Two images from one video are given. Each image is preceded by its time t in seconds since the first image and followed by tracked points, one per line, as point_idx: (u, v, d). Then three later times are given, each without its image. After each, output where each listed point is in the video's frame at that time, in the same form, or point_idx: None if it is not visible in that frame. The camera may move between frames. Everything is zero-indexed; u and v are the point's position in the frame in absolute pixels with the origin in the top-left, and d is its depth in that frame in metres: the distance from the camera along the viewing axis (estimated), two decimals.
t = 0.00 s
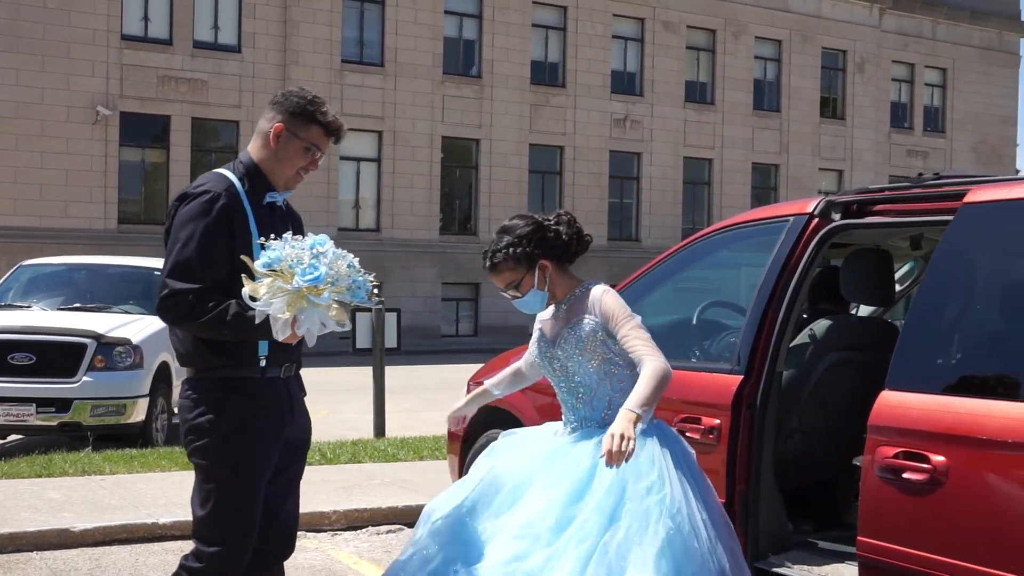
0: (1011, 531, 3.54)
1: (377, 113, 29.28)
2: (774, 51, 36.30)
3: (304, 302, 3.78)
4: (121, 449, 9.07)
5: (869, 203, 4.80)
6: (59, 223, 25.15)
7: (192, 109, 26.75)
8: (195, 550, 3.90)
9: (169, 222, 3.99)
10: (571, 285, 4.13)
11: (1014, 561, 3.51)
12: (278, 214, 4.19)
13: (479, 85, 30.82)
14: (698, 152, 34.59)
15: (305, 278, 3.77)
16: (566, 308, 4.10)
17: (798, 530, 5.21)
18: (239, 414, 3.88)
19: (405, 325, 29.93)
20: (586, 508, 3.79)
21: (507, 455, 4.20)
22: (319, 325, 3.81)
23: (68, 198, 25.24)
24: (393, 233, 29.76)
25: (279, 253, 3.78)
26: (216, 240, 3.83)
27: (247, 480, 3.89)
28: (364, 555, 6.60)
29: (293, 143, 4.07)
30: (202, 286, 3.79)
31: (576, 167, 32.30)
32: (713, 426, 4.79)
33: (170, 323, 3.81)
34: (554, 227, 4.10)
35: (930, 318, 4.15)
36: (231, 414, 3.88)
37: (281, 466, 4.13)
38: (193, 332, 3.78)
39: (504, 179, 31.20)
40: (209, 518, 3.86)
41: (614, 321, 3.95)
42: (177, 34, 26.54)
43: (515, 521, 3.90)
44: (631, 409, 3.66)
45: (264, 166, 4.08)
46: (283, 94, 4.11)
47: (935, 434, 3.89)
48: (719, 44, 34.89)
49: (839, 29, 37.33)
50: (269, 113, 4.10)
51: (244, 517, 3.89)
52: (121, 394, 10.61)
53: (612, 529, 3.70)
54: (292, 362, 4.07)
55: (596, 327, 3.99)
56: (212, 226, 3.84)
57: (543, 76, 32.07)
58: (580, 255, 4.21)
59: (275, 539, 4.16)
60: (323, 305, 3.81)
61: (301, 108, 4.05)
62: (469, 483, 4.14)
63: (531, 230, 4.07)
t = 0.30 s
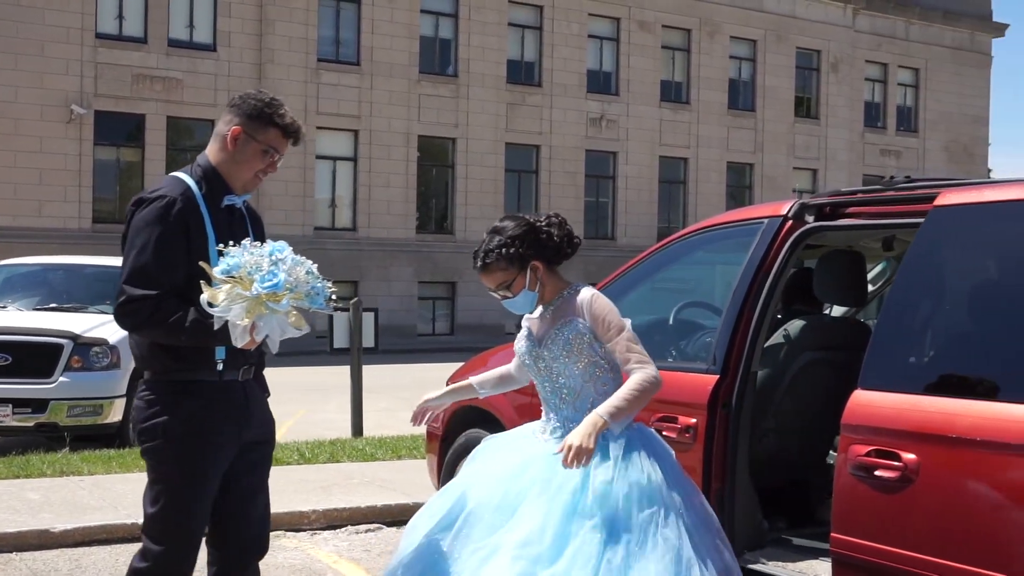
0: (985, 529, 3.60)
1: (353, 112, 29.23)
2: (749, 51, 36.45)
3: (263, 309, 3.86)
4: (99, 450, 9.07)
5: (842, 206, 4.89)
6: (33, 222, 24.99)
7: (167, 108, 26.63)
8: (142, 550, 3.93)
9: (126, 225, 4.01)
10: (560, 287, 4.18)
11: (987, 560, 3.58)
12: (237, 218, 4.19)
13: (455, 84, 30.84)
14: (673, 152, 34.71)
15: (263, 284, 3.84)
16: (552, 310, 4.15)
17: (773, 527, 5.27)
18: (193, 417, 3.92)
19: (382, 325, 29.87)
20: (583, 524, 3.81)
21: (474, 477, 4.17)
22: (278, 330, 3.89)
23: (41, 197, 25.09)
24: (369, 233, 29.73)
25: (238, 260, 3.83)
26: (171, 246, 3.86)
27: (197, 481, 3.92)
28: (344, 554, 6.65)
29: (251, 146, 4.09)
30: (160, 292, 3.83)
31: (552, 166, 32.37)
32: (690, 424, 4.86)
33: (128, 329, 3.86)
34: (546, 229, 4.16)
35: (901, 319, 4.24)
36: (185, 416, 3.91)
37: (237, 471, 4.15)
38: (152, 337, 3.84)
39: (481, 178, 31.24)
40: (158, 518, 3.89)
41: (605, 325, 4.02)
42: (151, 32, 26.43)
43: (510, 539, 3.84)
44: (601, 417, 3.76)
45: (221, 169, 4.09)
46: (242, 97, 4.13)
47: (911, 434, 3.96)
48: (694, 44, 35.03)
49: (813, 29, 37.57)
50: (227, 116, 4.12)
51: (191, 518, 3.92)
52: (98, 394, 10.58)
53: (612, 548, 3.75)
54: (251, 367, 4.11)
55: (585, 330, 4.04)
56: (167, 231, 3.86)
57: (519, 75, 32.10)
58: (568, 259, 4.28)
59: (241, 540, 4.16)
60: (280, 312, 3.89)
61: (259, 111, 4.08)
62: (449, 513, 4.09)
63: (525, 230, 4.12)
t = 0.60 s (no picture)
0: (960, 523, 3.66)
1: (328, 110, 29.16)
2: (723, 49, 36.61)
3: (223, 315, 3.90)
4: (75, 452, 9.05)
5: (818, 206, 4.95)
6: (5, 221, 24.84)
7: (141, 106, 26.50)
8: (101, 549, 3.98)
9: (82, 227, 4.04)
10: (551, 285, 4.22)
11: (964, 551, 3.64)
12: (195, 219, 4.22)
13: (430, 83, 30.84)
14: (648, 150, 34.81)
15: (225, 291, 3.88)
16: (545, 308, 4.17)
17: (750, 524, 5.33)
18: (149, 416, 3.95)
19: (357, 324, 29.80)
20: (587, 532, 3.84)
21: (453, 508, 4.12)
22: (238, 337, 3.91)
23: (14, 196, 24.93)
24: (344, 231, 29.70)
25: (200, 265, 3.87)
26: (125, 250, 3.88)
27: (154, 481, 3.96)
28: (324, 553, 6.68)
29: (207, 147, 4.10)
30: (116, 298, 3.86)
31: (527, 165, 32.41)
32: (667, 424, 4.92)
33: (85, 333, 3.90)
34: (545, 226, 4.21)
35: (877, 318, 4.31)
36: (141, 417, 3.95)
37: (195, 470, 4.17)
38: (109, 341, 3.88)
39: (456, 177, 31.27)
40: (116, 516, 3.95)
41: (603, 325, 4.08)
42: (124, 30, 26.33)
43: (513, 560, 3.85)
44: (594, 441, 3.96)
45: (178, 172, 4.12)
46: (197, 97, 4.14)
47: (884, 430, 4.03)
48: (669, 42, 35.15)
49: (786, 28, 37.77)
50: (182, 117, 4.13)
51: (143, 517, 3.96)
52: (74, 394, 10.54)
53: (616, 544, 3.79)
54: (209, 367, 4.14)
55: (581, 330, 4.08)
56: (121, 235, 3.88)
57: (494, 73, 32.12)
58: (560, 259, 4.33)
59: (205, 540, 4.18)
60: (242, 317, 3.94)
61: (214, 111, 4.08)
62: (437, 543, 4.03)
63: (524, 227, 4.15)
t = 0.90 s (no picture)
0: (925, 517, 3.77)
1: (304, 110, 29.10)
2: (697, 50, 36.79)
3: (190, 321, 3.93)
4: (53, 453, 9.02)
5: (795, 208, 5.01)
6: None
7: (116, 105, 26.39)
8: (77, 551, 4.01)
9: (47, 231, 4.04)
10: (540, 287, 4.29)
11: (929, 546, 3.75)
12: (162, 218, 4.22)
13: (406, 83, 30.84)
14: (623, 150, 34.91)
15: (193, 298, 3.91)
16: (537, 308, 4.24)
17: (729, 522, 5.38)
18: (119, 418, 3.96)
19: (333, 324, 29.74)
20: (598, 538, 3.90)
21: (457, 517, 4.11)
22: (205, 342, 3.96)
23: None
24: (320, 231, 29.65)
25: (167, 272, 3.88)
26: (90, 254, 3.88)
27: (127, 482, 3.98)
28: (305, 553, 6.70)
29: (171, 148, 4.09)
30: (82, 303, 3.87)
31: (503, 165, 32.45)
32: (648, 423, 4.97)
33: (50, 337, 3.90)
34: (537, 226, 4.25)
35: (854, 319, 4.37)
36: (112, 418, 3.96)
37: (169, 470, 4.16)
38: (75, 346, 3.89)
39: (432, 177, 31.28)
40: (90, 518, 3.97)
41: (593, 325, 4.24)
42: (98, 30, 26.21)
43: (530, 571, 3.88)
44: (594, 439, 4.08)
45: (143, 173, 4.11)
46: (160, 98, 4.12)
47: (859, 428, 4.10)
48: (644, 43, 35.28)
49: (760, 28, 37.96)
50: (146, 119, 4.11)
51: (116, 516, 3.98)
52: (52, 394, 10.50)
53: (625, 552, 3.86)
54: (179, 368, 4.13)
55: (577, 328, 4.20)
56: (87, 238, 3.88)
57: (470, 73, 32.14)
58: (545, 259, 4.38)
59: (181, 540, 4.19)
60: (209, 323, 3.97)
61: (176, 112, 4.07)
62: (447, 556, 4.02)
63: (519, 226, 4.20)
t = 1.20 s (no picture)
0: (904, 519, 3.85)
1: (280, 111, 29.03)
2: (674, 52, 36.93)
3: (167, 325, 3.94)
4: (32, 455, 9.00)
5: (775, 211, 5.07)
6: None
7: (91, 105, 26.26)
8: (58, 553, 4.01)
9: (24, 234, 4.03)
10: (518, 289, 4.32)
11: (907, 546, 3.82)
12: (140, 219, 4.23)
13: (383, 84, 30.83)
14: (600, 152, 34.99)
15: (170, 302, 3.92)
16: (516, 312, 4.26)
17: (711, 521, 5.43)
18: (97, 419, 3.96)
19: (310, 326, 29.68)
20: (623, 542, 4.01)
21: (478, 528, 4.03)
22: (182, 345, 3.97)
23: None
24: (296, 232, 29.57)
25: (144, 276, 3.89)
26: (67, 257, 3.88)
27: (107, 483, 3.98)
28: (287, 554, 6.71)
29: (147, 148, 4.10)
30: (60, 306, 3.86)
31: (480, 166, 32.46)
32: (631, 423, 5.02)
33: (27, 341, 3.90)
34: (516, 231, 4.30)
35: (835, 321, 4.43)
36: (92, 419, 3.96)
37: (151, 470, 4.17)
38: (53, 349, 3.89)
39: (409, 178, 31.27)
40: (72, 519, 3.98)
41: (572, 327, 4.26)
42: (73, 29, 26.06)
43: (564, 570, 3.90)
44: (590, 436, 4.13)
45: (120, 174, 4.12)
46: (134, 99, 4.13)
47: (839, 429, 4.16)
48: (621, 44, 35.39)
49: (736, 31, 38.14)
50: (121, 119, 4.12)
51: (95, 517, 3.98)
52: (28, 396, 10.44)
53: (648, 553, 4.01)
54: (159, 369, 4.14)
55: (555, 332, 4.23)
56: (64, 241, 3.88)
57: (447, 74, 32.14)
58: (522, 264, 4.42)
59: (168, 539, 4.20)
60: (187, 327, 3.98)
61: (151, 112, 4.08)
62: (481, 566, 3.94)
63: (496, 230, 4.22)
